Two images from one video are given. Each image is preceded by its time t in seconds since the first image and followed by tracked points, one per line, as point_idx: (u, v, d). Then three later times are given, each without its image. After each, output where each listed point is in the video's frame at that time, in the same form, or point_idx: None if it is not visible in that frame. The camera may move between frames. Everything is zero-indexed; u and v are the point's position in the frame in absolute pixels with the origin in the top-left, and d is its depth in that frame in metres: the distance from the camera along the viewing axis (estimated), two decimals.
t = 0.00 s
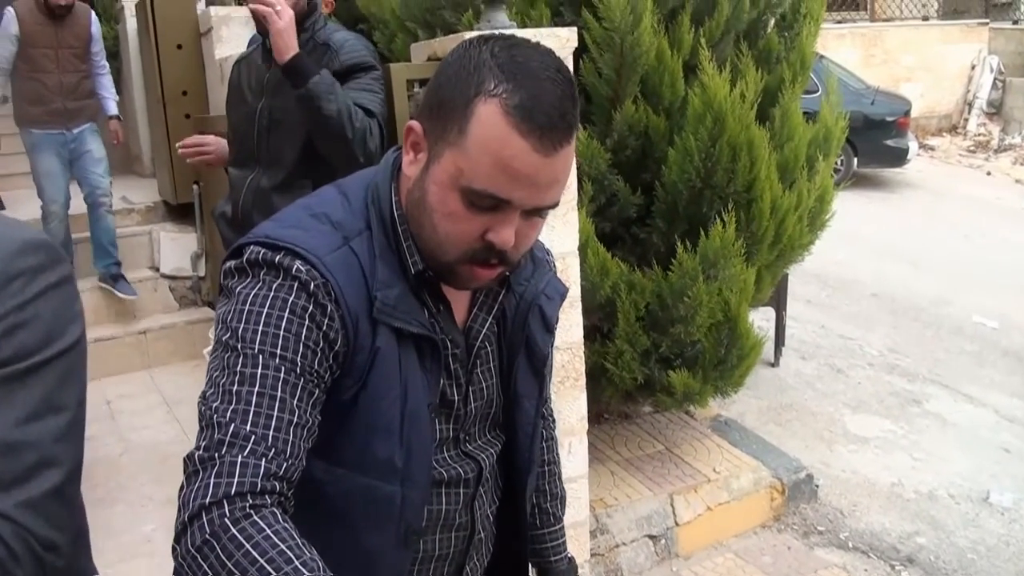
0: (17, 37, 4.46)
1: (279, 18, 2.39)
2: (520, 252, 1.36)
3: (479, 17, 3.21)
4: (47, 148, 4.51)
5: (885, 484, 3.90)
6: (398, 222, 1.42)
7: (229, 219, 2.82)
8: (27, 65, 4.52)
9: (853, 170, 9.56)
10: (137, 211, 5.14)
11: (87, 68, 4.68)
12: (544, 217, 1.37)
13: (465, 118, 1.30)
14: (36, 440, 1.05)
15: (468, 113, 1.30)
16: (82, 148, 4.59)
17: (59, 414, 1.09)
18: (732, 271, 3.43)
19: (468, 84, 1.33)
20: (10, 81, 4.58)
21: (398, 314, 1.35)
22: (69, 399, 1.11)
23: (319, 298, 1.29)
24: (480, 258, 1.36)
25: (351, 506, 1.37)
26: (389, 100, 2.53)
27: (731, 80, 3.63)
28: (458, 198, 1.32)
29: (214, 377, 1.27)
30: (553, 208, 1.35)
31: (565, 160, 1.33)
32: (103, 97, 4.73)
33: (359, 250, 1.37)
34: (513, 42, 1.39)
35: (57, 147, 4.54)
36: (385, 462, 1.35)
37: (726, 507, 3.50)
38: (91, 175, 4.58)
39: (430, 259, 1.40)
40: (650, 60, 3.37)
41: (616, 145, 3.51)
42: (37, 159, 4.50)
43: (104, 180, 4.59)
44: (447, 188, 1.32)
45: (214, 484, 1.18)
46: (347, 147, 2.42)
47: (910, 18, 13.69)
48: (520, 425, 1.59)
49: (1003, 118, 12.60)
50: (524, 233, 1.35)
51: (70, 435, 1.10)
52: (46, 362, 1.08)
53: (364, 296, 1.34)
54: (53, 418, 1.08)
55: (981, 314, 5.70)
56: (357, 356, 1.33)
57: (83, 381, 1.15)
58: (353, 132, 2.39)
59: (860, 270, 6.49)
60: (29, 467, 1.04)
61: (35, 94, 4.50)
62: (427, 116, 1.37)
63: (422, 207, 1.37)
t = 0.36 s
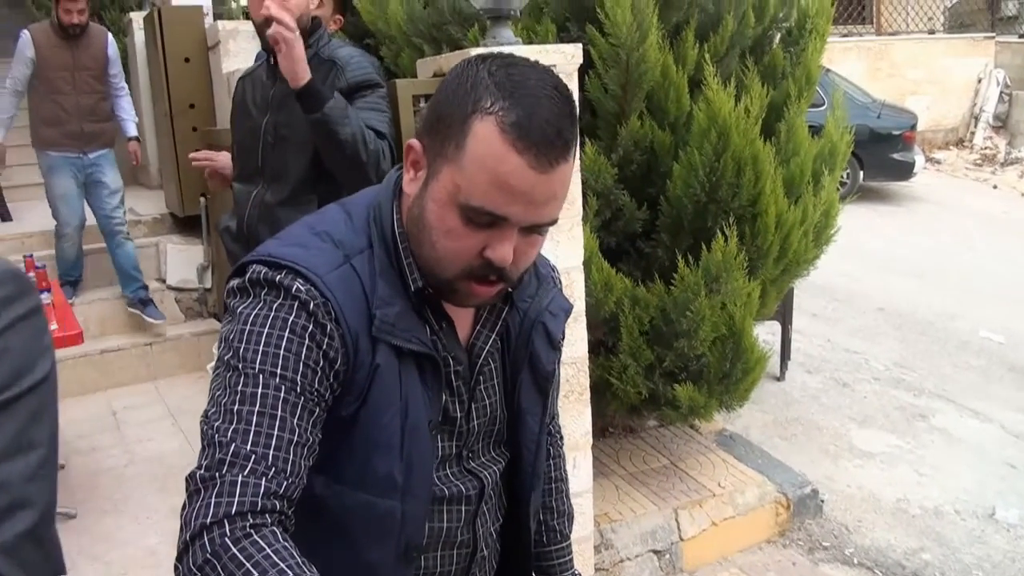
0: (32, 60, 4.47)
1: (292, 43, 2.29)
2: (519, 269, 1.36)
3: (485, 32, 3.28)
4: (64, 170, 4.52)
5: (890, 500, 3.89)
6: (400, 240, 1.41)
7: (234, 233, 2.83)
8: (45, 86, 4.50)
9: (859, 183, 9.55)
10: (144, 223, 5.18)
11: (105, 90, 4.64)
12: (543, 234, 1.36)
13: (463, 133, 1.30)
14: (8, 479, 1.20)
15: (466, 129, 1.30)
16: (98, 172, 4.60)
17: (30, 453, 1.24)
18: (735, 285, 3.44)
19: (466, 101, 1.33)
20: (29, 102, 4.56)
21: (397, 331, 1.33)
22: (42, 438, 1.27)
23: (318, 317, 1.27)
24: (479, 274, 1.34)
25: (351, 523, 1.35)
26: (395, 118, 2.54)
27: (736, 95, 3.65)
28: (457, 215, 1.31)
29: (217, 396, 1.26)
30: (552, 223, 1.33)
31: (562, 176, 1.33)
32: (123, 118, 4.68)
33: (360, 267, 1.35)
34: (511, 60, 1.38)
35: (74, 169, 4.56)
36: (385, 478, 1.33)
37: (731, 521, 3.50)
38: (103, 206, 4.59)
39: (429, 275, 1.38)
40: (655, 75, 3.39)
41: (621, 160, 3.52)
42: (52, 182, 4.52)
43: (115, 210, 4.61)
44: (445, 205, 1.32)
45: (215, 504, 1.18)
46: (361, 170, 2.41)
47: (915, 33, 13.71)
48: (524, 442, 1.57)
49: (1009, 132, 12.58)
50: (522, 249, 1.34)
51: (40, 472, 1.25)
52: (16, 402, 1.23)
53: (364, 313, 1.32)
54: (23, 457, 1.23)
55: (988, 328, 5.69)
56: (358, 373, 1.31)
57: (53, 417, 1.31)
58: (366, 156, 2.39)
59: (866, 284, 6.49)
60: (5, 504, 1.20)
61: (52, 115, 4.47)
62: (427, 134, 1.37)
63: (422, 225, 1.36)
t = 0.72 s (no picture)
0: (50, 87, 4.49)
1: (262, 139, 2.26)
2: (516, 280, 1.33)
3: (490, 45, 3.29)
4: (87, 198, 4.51)
5: (895, 512, 3.88)
6: (399, 254, 1.39)
7: (239, 244, 2.84)
8: (64, 113, 4.49)
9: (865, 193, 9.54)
10: (150, 233, 5.20)
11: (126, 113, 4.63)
12: (542, 246, 1.34)
13: (458, 148, 1.27)
14: None
15: (460, 143, 1.27)
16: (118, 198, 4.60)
17: None
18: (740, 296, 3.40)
19: (459, 113, 1.30)
20: (48, 128, 4.57)
21: (395, 346, 1.32)
22: None
23: (317, 332, 1.27)
24: (477, 286, 1.32)
25: (353, 537, 1.34)
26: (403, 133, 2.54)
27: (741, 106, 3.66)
28: (453, 226, 1.28)
29: (218, 411, 1.25)
30: (549, 235, 1.31)
31: (558, 187, 1.30)
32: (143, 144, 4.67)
33: (360, 281, 1.35)
34: (506, 73, 1.35)
35: (96, 197, 4.55)
36: (383, 492, 1.32)
37: (736, 533, 3.49)
38: (125, 234, 4.61)
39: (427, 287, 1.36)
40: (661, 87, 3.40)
41: (626, 172, 3.53)
42: (74, 208, 4.52)
43: (137, 237, 4.63)
44: (442, 217, 1.29)
45: (217, 519, 1.17)
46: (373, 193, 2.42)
47: (920, 43, 13.71)
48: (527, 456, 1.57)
49: (1015, 142, 12.56)
50: (519, 261, 1.31)
51: None
52: None
53: (363, 327, 1.32)
54: None
55: (994, 339, 5.67)
56: (357, 387, 1.30)
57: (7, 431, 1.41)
58: (376, 179, 2.40)
59: (872, 294, 6.48)
60: None
61: (71, 141, 4.47)
62: (422, 148, 1.35)
63: (418, 238, 1.34)
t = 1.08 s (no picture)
0: (64, 106, 4.48)
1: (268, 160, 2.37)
2: (514, 286, 1.33)
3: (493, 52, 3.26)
4: (106, 216, 4.52)
5: (898, 518, 3.88)
6: (397, 260, 1.40)
7: (241, 251, 2.84)
8: (77, 130, 4.49)
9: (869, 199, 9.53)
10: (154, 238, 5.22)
11: (139, 130, 4.63)
12: (540, 252, 1.34)
13: (454, 155, 1.27)
14: None
15: (456, 149, 1.27)
16: (137, 216, 4.63)
17: None
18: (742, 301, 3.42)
19: (455, 120, 1.31)
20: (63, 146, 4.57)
21: (393, 352, 1.32)
22: None
23: (315, 339, 1.27)
24: (474, 292, 1.32)
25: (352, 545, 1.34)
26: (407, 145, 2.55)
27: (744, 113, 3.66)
28: (449, 233, 1.28)
29: (219, 419, 1.26)
30: (546, 240, 1.31)
31: (554, 193, 1.30)
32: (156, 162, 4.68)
33: (359, 289, 1.35)
34: (502, 80, 1.36)
35: (115, 214, 4.56)
36: (381, 499, 1.32)
37: (739, 539, 3.49)
38: (143, 252, 4.64)
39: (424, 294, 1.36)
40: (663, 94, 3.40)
41: (629, 178, 3.52)
42: (93, 226, 4.51)
43: (154, 255, 4.67)
44: (438, 224, 1.29)
45: (219, 526, 1.17)
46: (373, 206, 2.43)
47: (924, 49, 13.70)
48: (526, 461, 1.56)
49: (1019, 148, 12.54)
50: (516, 267, 1.31)
51: None
52: None
53: (361, 335, 1.32)
54: None
55: (998, 346, 5.66)
56: (355, 394, 1.31)
57: None
58: (377, 194, 2.41)
59: (875, 300, 6.47)
60: None
61: (87, 159, 4.47)
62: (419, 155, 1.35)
63: (415, 245, 1.34)
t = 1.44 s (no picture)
0: (77, 116, 4.49)
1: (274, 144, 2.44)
2: (512, 291, 1.33)
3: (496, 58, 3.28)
4: (124, 224, 4.52)
5: (902, 523, 3.87)
6: (396, 267, 1.40)
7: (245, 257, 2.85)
8: (91, 140, 4.50)
9: (873, 203, 9.53)
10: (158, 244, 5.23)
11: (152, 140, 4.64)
12: (538, 257, 1.34)
13: (449, 161, 1.28)
14: None
15: (451, 156, 1.28)
16: (152, 225, 4.64)
17: None
18: (747, 306, 3.43)
19: (451, 126, 1.31)
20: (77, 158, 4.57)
21: (392, 359, 1.33)
22: None
23: (314, 345, 1.27)
24: (472, 298, 1.32)
25: (352, 552, 1.34)
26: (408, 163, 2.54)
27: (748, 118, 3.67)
28: (445, 239, 1.29)
29: (220, 426, 1.26)
30: (542, 245, 1.31)
31: (549, 197, 1.30)
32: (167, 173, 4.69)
33: (357, 296, 1.35)
34: (496, 87, 1.37)
35: (132, 222, 4.56)
36: (381, 505, 1.32)
37: (742, 544, 3.49)
38: (156, 257, 4.65)
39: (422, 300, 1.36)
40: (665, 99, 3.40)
41: (632, 183, 3.53)
42: (112, 234, 4.50)
43: (166, 262, 4.69)
44: (435, 230, 1.30)
45: (221, 532, 1.17)
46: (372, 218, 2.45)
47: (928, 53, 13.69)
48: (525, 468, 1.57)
49: None
50: (514, 272, 1.31)
51: None
52: None
53: (360, 342, 1.32)
54: None
55: (1002, 349, 5.66)
56: (354, 401, 1.31)
57: None
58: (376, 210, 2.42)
59: (879, 305, 6.47)
60: None
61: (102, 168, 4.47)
62: (414, 162, 1.36)
63: (412, 252, 1.34)
